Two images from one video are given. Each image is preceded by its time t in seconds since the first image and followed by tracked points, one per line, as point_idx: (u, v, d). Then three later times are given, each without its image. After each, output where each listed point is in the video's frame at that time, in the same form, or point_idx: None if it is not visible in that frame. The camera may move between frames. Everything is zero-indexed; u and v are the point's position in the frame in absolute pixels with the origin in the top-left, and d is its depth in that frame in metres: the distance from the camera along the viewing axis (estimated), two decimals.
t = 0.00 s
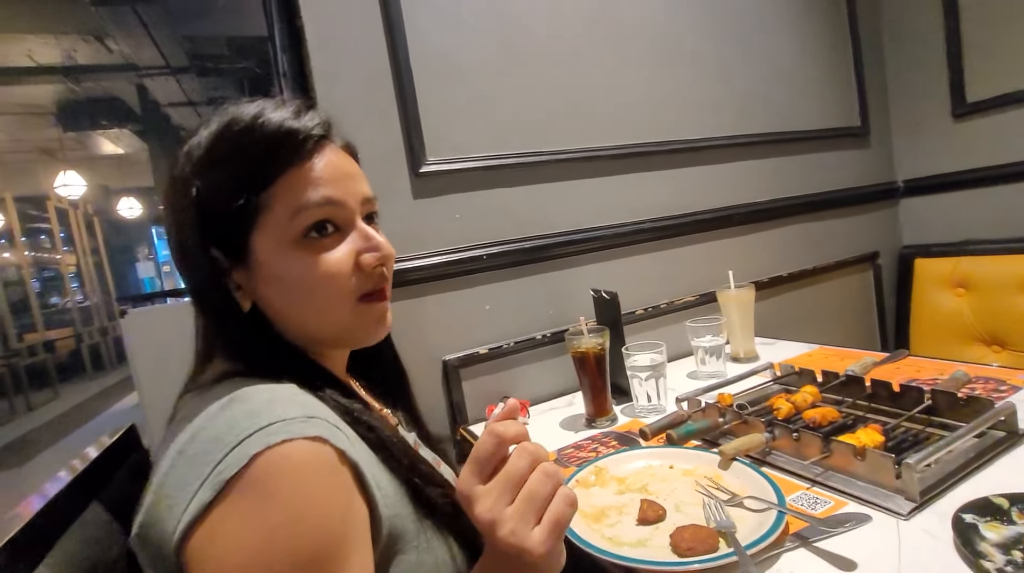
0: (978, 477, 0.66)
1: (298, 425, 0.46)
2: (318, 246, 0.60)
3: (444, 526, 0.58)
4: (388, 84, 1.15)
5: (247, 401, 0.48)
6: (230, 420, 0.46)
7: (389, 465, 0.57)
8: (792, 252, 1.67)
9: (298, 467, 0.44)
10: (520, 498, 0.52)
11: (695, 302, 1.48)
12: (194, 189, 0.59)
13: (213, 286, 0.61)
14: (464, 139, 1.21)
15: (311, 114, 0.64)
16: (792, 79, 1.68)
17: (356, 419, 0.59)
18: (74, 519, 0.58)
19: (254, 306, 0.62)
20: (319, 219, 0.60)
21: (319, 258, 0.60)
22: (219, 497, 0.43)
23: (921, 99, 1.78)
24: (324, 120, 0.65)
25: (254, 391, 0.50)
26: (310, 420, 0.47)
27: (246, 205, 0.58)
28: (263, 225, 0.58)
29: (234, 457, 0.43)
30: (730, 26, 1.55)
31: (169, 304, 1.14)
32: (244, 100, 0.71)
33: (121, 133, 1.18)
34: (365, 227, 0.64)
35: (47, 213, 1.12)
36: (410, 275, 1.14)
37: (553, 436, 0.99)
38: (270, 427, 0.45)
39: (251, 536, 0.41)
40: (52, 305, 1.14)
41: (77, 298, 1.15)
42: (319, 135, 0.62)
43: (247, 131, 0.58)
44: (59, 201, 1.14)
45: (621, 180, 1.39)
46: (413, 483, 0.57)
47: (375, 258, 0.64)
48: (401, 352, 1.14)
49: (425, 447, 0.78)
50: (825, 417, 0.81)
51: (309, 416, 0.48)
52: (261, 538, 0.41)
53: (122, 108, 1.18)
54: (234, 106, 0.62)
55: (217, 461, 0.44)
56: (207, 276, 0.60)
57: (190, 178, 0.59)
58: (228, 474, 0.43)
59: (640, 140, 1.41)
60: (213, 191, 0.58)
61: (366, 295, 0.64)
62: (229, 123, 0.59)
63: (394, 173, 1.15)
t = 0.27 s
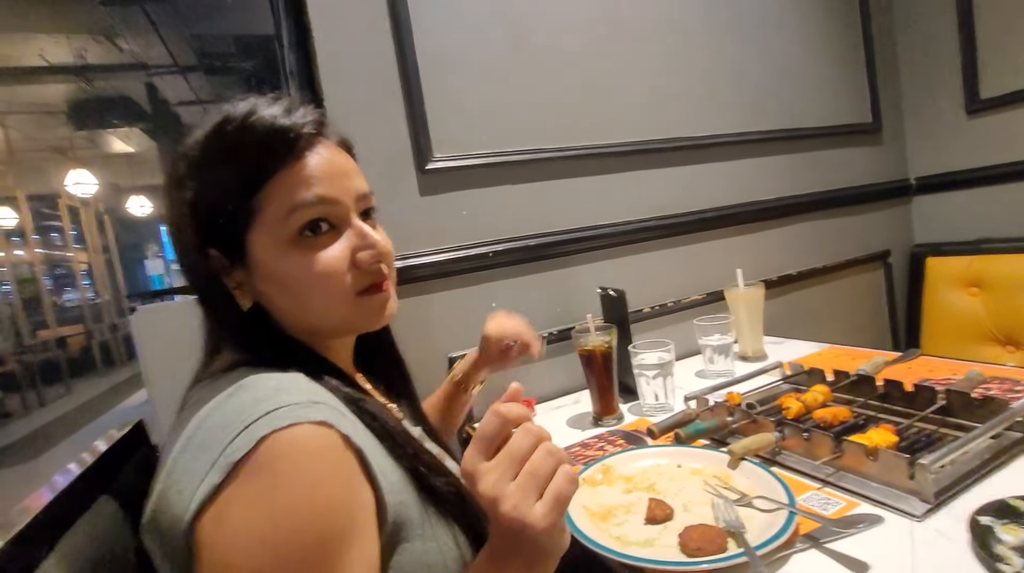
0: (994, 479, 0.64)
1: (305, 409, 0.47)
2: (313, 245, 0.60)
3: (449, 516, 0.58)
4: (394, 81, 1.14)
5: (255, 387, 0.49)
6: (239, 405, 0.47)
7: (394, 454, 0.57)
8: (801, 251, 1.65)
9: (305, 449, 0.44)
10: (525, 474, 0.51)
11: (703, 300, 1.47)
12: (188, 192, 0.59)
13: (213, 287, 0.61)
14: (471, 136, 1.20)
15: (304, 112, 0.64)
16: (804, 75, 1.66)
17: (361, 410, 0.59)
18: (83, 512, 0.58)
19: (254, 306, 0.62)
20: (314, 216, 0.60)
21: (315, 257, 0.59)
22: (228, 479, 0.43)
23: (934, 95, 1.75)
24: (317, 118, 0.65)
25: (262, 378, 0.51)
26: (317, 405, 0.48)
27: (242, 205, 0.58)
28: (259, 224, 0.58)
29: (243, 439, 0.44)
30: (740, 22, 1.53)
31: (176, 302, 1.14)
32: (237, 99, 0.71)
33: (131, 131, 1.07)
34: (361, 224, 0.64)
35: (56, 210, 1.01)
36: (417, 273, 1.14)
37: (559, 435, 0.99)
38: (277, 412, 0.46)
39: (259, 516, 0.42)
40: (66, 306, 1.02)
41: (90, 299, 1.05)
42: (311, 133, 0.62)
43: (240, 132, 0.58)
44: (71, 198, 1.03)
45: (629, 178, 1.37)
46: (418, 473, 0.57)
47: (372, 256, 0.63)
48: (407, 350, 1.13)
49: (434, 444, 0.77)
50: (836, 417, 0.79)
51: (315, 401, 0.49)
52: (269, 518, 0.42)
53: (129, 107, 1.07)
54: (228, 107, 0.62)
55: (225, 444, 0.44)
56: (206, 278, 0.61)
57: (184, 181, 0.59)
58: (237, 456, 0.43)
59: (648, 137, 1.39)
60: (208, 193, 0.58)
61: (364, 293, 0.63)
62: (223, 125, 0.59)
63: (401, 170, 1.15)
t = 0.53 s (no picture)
0: (1017, 477, 0.63)
1: (324, 392, 0.49)
2: (326, 245, 0.60)
3: (463, 505, 0.60)
4: (405, 77, 1.14)
5: (277, 372, 0.52)
6: (261, 389, 0.50)
7: (410, 441, 0.60)
8: (815, 246, 1.63)
9: (324, 426, 0.47)
10: (531, 457, 0.51)
11: (716, 296, 1.45)
12: (222, 193, 0.62)
13: (243, 284, 0.64)
14: (481, 132, 1.20)
15: (326, 116, 0.65)
16: (817, 67, 1.64)
17: (380, 399, 0.62)
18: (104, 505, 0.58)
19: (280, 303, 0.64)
20: (330, 218, 0.60)
21: (327, 258, 0.59)
22: (251, 454, 0.45)
23: (951, 87, 1.72)
24: (338, 122, 0.65)
25: (283, 365, 0.54)
26: (335, 389, 0.51)
27: (264, 206, 0.60)
28: (278, 224, 0.59)
29: (267, 417, 0.47)
30: (752, 15, 1.51)
31: (189, 300, 1.15)
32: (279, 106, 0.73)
33: (144, 131, 1.29)
34: (375, 225, 0.63)
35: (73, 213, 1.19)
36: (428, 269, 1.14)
37: (572, 431, 0.98)
38: (298, 394, 0.48)
39: (278, 489, 0.44)
40: (78, 301, 1.15)
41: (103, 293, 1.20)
42: (329, 135, 0.62)
43: (263, 135, 0.60)
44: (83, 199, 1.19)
45: (640, 173, 1.36)
46: (433, 461, 0.59)
47: (384, 257, 0.62)
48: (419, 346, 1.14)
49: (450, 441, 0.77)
50: (853, 413, 0.78)
51: (334, 386, 0.51)
52: (287, 491, 0.43)
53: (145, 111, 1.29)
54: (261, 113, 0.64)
55: (249, 422, 0.47)
56: (237, 274, 0.63)
57: (220, 184, 0.62)
58: (260, 432, 0.46)
59: (659, 132, 1.38)
60: (236, 195, 0.60)
61: (377, 294, 0.63)
62: (251, 129, 0.61)
63: (412, 166, 1.15)
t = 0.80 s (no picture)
0: None
1: (321, 383, 0.51)
2: (332, 249, 0.61)
3: (461, 499, 0.61)
4: (407, 76, 1.15)
5: (278, 366, 0.54)
6: (263, 382, 0.52)
7: (410, 437, 0.60)
8: (822, 239, 1.62)
9: (321, 416, 0.48)
10: (509, 441, 0.52)
11: (722, 291, 1.45)
12: (238, 197, 0.63)
13: (257, 285, 0.65)
14: (484, 130, 1.20)
15: (338, 122, 0.65)
16: (823, 58, 1.62)
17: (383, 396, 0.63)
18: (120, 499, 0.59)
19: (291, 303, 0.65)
20: (335, 222, 0.61)
21: (333, 261, 0.60)
22: (251, 443, 0.47)
23: (959, 76, 1.70)
24: (349, 128, 0.65)
25: (285, 360, 0.56)
26: (332, 381, 0.52)
27: (275, 210, 0.61)
28: (286, 228, 0.60)
29: (268, 407, 0.49)
30: (756, 7, 1.50)
31: (198, 301, 1.17)
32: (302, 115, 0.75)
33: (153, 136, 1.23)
34: (382, 229, 0.63)
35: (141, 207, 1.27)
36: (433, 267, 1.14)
37: (578, 427, 0.99)
38: (296, 386, 0.50)
39: (276, 476, 0.45)
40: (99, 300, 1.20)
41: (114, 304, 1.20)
42: (338, 141, 0.62)
43: (274, 141, 0.61)
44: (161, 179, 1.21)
45: (644, 168, 1.36)
46: (432, 457, 0.60)
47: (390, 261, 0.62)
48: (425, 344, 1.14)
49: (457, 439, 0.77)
50: (859, 406, 0.78)
51: (331, 378, 0.53)
52: (284, 478, 0.45)
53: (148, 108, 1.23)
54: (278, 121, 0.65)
55: (251, 412, 0.49)
56: (250, 275, 0.65)
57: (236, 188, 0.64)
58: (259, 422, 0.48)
59: (662, 126, 1.38)
60: (249, 199, 0.62)
61: (383, 297, 0.63)
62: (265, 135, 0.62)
63: (415, 165, 1.15)
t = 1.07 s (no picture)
0: None
1: (345, 381, 0.51)
2: (358, 247, 0.61)
3: (478, 502, 0.60)
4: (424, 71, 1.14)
5: (303, 361, 0.54)
6: (287, 375, 0.52)
7: (427, 436, 0.60)
8: (835, 246, 1.61)
9: (346, 414, 0.48)
10: (531, 437, 0.52)
11: (733, 296, 1.44)
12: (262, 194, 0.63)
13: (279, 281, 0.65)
14: (499, 127, 1.19)
15: (364, 121, 0.65)
16: (842, 63, 1.61)
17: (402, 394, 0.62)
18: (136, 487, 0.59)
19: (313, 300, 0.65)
20: (362, 220, 0.61)
21: (360, 260, 0.61)
22: (277, 436, 0.47)
23: (979, 85, 1.68)
24: (374, 127, 0.65)
25: (309, 354, 0.55)
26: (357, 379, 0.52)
27: (303, 208, 0.61)
28: (313, 226, 0.61)
29: (292, 402, 0.48)
30: (777, 11, 1.49)
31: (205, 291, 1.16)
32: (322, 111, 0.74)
33: (157, 123, 1.22)
34: (407, 229, 0.64)
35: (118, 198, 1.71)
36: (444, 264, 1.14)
37: (585, 429, 0.98)
38: (321, 382, 0.50)
39: (300, 470, 0.46)
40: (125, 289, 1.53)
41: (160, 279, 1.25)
42: (364, 140, 0.62)
43: (301, 139, 0.60)
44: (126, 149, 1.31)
45: (659, 169, 1.35)
46: (450, 457, 0.59)
47: (415, 260, 0.63)
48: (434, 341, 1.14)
49: (470, 438, 0.76)
50: (873, 417, 0.77)
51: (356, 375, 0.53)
52: (308, 473, 0.45)
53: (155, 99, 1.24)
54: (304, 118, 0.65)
55: (276, 406, 0.49)
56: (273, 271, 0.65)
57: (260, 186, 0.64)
58: (284, 416, 0.47)
59: (677, 129, 1.37)
60: (275, 196, 0.62)
61: (406, 295, 0.64)
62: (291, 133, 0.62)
63: (429, 161, 1.15)
